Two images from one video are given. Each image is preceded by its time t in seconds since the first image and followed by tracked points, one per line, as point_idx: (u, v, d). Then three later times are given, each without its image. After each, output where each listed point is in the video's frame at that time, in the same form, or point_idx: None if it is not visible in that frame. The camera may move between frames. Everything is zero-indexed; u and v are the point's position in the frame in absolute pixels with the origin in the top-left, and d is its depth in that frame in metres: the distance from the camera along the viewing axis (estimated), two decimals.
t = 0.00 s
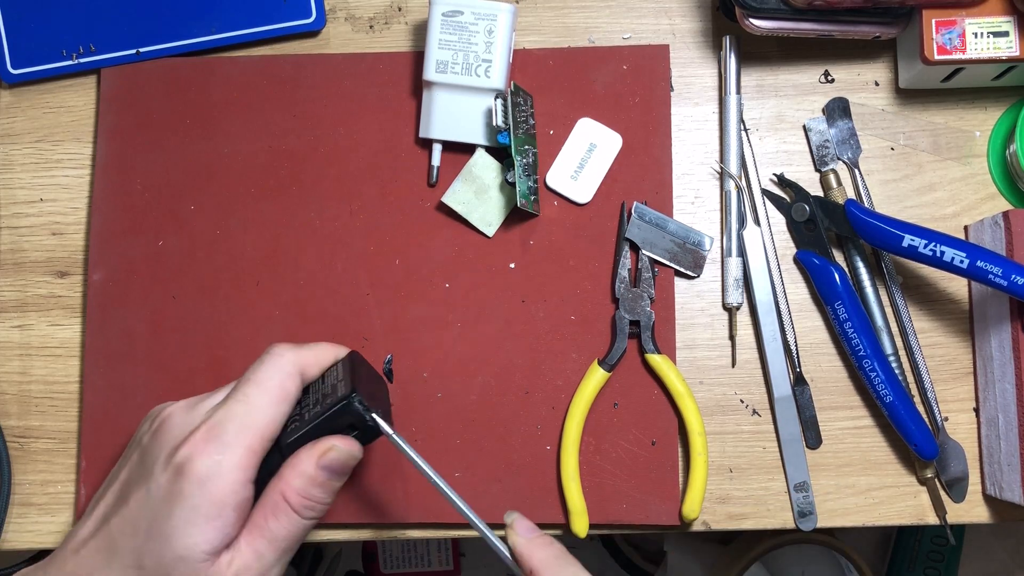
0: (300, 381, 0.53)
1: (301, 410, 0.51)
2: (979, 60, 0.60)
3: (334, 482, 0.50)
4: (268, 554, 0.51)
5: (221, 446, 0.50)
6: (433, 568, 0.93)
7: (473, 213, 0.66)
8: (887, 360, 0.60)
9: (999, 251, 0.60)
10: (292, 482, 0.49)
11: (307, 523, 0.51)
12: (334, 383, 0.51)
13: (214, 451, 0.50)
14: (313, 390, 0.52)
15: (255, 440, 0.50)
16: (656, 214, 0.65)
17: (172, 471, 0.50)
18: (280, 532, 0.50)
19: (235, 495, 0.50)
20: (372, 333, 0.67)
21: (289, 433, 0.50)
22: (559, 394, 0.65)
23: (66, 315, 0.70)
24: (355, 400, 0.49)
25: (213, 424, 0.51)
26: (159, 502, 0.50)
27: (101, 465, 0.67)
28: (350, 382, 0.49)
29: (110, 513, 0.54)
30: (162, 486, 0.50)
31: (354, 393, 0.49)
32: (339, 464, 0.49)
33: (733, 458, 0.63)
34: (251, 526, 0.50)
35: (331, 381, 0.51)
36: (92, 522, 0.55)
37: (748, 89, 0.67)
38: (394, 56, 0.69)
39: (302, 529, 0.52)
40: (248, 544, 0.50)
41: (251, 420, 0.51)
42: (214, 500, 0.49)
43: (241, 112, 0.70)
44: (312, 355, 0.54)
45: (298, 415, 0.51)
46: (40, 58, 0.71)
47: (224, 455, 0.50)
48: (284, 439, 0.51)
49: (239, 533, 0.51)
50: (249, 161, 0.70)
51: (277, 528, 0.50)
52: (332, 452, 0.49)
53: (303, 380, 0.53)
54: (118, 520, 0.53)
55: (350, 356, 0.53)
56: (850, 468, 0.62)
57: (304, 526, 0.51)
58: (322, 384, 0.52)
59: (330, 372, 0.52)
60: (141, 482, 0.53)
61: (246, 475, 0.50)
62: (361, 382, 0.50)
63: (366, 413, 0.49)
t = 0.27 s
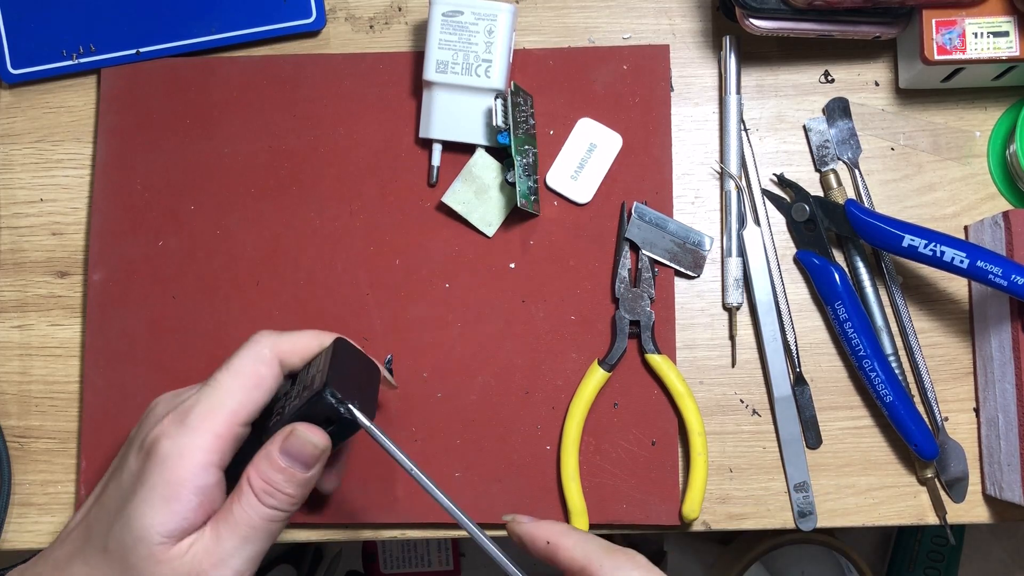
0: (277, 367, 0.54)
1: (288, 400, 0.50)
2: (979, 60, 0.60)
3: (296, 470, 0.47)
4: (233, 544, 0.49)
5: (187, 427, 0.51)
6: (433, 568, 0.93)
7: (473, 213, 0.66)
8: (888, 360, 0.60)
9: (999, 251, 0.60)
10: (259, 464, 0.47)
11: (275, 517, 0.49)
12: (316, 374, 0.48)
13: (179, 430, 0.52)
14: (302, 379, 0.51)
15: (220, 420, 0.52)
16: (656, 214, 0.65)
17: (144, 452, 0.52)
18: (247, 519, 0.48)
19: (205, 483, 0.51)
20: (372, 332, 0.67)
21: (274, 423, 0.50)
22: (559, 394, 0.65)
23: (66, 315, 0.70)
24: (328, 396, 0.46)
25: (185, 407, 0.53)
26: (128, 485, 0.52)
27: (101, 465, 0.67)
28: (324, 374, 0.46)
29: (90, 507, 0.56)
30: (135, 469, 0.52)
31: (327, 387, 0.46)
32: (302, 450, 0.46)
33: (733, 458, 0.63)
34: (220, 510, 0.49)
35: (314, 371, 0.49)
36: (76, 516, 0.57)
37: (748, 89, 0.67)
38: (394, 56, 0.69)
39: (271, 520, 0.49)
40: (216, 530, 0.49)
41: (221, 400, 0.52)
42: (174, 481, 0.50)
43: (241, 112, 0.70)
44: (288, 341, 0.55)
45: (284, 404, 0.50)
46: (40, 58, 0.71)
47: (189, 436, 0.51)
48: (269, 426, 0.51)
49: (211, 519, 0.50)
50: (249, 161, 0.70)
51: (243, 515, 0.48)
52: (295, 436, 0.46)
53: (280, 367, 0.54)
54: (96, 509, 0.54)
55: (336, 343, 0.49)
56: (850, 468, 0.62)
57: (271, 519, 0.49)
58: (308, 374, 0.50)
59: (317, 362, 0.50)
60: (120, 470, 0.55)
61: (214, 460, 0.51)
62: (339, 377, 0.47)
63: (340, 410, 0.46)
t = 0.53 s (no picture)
0: (263, 368, 0.50)
1: (283, 405, 0.45)
2: (979, 60, 0.60)
3: (299, 476, 0.45)
4: (228, 544, 0.48)
5: (155, 420, 0.49)
6: (433, 568, 0.93)
7: (473, 213, 0.66)
8: (887, 360, 0.60)
9: (999, 251, 0.60)
10: (261, 463, 0.46)
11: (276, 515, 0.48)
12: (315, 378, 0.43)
13: (147, 420, 0.49)
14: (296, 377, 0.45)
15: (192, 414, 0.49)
16: (656, 215, 0.65)
17: (110, 441, 0.50)
18: (245, 519, 0.48)
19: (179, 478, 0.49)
20: (372, 332, 0.67)
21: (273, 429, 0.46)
22: (559, 394, 0.65)
23: (66, 315, 0.70)
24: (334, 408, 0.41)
25: (154, 399, 0.50)
26: (95, 477, 0.50)
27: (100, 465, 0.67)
28: (332, 383, 0.42)
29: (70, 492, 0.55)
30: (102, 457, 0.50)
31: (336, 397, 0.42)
32: (305, 457, 0.44)
33: (733, 458, 0.63)
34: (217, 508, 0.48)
35: (313, 375, 0.43)
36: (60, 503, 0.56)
37: (748, 89, 0.67)
38: (394, 56, 0.69)
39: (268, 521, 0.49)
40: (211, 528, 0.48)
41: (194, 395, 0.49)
42: (144, 475, 0.48)
43: (241, 112, 0.70)
44: (275, 340, 0.51)
45: (281, 410, 0.45)
46: (40, 58, 0.71)
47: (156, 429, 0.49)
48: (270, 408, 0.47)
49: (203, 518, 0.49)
50: (249, 161, 0.70)
51: (241, 514, 0.48)
52: (301, 442, 0.43)
53: (266, 368, 0.50)
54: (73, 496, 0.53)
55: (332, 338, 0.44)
56: (849, 469, 0.62)
57: (271, 517, 0.48)
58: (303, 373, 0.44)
59: (312, 356, 0.44)
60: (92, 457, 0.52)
61: (183, 452, 0.49)
62: (347, 384, 0.42)
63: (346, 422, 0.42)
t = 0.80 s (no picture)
0: (264, 399, 0.52)
1: (331, 449, 0.47)
2: (979, 60, 0.60)
3: (340, 532, 0.45)
4: None
5: (149, 447, 0.49)
6: (433, 569, 0.93)
7: (473, 212, 0.66)
8: (887, 360, 0.60)
9: (999, 251, 0.60)
10: (303, 521, 0.45)
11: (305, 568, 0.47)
12: (372, 432, 0.46)
13: (142, 447, 0.49)
14: (348, 428, 0.47)
15: (190, 441, 0.49)
16: (656, 215, 0.65)
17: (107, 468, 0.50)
18: (272, 566, 0.46)
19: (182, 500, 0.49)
20: (372, 332, 0.67)
21: (316, 473, 0.47)
22: (559, 394, 0.65)
23: (66, 315, 0.70)
24: (390, 457, 0.45)
25: (149, 424, 0.51)
26: (95, 507, 0.50)
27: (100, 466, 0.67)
28: (390, 435, 0.46)
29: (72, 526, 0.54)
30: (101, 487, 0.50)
31: (392, 450, 0.45)
32: (352, 513, 0.45)
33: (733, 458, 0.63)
34: (244, 550, 0.47)
35: (370, 428, 0.47)
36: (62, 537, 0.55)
37: (748, 89, 0.67)
38: (394, 56, 0.69)
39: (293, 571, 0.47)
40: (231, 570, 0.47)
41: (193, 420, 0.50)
42: (141, 501, 0.48)
43: (241, 112, 0.70)
44: (281, 372, 0.53)
45: (327, 455, 0.47)
46: (40, 58, 0.71)
47: (150, 455, 0.49)
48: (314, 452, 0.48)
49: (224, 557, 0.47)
50: (249, 161, 0.70)
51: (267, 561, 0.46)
52: (349, 499, 0.45)
53: (267, 399, 0.52)
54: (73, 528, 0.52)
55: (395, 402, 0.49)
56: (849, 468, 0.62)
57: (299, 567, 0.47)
58: (357, 426, 0.47)
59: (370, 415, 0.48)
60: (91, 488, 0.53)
61: (179, 478, 0.49)
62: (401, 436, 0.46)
63: (400, 475, 0.46)
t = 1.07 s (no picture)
0: (214, 354, 0.56)
1: (333, 435, 0.48)
2: (979, 60, 0.60)
3: (329, 513, 0.47)
4: (225, 558, 0.48)
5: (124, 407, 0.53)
6: (433, 568, 0.93)
7: (473, 213, 0.66)
8: (887, 360, 0.60)
9: (999, 251, 0.60)
10: (298, 501, 0.46)
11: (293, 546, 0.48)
12: (379, 428, 0.48)
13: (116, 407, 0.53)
14: (352, 414, 0.49)
15: (157, 398, 0.53)
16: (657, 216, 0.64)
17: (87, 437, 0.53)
18: (253, 538, 0.47)
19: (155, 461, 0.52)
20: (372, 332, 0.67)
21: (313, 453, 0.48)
22: (559, 394, 0.65)
23: (66, 315, 0.70)
24: (395, 467, 0.47)
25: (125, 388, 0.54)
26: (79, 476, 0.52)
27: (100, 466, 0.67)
28: (399, 440, 0.48)
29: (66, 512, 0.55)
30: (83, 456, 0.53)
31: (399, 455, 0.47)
32: (343, 498, 0.46)
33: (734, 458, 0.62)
34: (228, 517, 0.48)
35: (376, 423, 0.49)
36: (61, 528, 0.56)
37: (748, 89, 0.67)
38: (394, 55, 0.69)
39: (272, 547, 0.48)
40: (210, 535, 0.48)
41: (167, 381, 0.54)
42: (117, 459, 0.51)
43: (241, 112, 0.70)
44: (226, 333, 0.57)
45: (328, 438, 0.48)
46: (40, 58, 0.71)
47: (128, 416, 0.52)
48: (314, 430, 0.49)
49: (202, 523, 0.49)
50: (249, 161, 0.70)
51: (249, 530, 0.47)
52: (352, 489, 0.46)
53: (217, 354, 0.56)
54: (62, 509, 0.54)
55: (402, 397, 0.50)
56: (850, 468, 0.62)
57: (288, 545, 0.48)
58: (363, 417, 0.49)
59: (375, 403, 0.50)
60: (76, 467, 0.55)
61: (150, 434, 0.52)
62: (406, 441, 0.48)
63: (399, 483, 0.48)
